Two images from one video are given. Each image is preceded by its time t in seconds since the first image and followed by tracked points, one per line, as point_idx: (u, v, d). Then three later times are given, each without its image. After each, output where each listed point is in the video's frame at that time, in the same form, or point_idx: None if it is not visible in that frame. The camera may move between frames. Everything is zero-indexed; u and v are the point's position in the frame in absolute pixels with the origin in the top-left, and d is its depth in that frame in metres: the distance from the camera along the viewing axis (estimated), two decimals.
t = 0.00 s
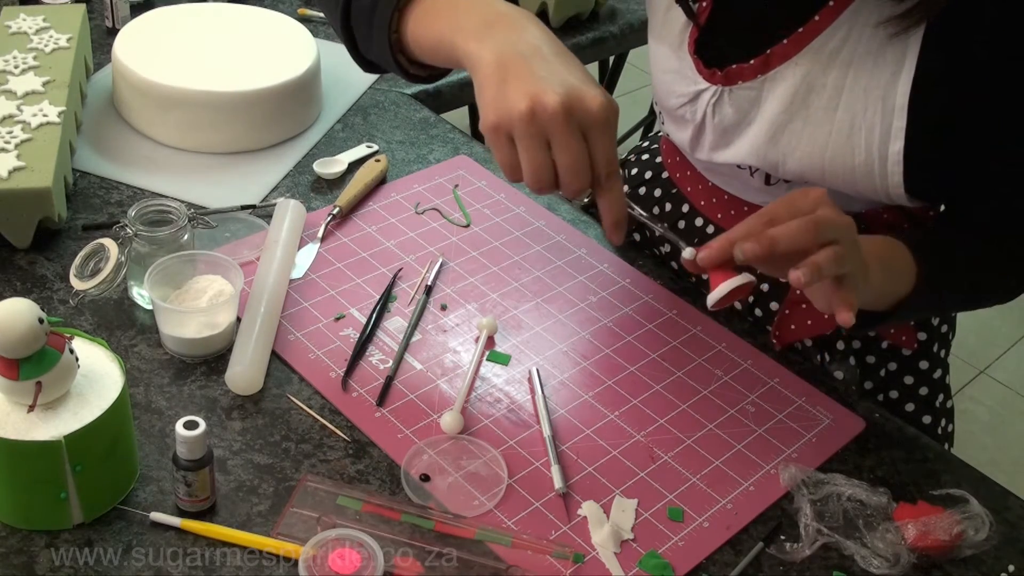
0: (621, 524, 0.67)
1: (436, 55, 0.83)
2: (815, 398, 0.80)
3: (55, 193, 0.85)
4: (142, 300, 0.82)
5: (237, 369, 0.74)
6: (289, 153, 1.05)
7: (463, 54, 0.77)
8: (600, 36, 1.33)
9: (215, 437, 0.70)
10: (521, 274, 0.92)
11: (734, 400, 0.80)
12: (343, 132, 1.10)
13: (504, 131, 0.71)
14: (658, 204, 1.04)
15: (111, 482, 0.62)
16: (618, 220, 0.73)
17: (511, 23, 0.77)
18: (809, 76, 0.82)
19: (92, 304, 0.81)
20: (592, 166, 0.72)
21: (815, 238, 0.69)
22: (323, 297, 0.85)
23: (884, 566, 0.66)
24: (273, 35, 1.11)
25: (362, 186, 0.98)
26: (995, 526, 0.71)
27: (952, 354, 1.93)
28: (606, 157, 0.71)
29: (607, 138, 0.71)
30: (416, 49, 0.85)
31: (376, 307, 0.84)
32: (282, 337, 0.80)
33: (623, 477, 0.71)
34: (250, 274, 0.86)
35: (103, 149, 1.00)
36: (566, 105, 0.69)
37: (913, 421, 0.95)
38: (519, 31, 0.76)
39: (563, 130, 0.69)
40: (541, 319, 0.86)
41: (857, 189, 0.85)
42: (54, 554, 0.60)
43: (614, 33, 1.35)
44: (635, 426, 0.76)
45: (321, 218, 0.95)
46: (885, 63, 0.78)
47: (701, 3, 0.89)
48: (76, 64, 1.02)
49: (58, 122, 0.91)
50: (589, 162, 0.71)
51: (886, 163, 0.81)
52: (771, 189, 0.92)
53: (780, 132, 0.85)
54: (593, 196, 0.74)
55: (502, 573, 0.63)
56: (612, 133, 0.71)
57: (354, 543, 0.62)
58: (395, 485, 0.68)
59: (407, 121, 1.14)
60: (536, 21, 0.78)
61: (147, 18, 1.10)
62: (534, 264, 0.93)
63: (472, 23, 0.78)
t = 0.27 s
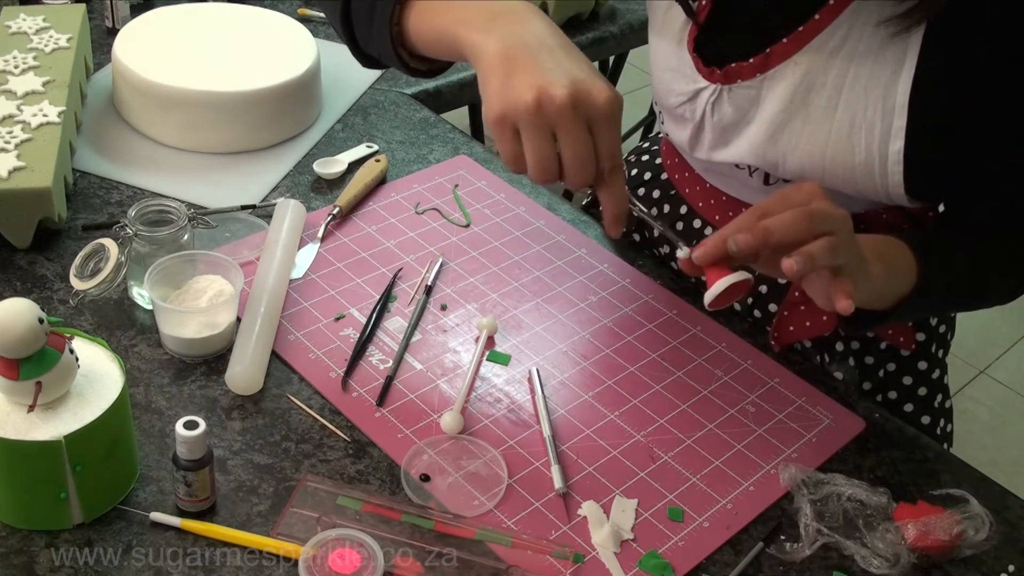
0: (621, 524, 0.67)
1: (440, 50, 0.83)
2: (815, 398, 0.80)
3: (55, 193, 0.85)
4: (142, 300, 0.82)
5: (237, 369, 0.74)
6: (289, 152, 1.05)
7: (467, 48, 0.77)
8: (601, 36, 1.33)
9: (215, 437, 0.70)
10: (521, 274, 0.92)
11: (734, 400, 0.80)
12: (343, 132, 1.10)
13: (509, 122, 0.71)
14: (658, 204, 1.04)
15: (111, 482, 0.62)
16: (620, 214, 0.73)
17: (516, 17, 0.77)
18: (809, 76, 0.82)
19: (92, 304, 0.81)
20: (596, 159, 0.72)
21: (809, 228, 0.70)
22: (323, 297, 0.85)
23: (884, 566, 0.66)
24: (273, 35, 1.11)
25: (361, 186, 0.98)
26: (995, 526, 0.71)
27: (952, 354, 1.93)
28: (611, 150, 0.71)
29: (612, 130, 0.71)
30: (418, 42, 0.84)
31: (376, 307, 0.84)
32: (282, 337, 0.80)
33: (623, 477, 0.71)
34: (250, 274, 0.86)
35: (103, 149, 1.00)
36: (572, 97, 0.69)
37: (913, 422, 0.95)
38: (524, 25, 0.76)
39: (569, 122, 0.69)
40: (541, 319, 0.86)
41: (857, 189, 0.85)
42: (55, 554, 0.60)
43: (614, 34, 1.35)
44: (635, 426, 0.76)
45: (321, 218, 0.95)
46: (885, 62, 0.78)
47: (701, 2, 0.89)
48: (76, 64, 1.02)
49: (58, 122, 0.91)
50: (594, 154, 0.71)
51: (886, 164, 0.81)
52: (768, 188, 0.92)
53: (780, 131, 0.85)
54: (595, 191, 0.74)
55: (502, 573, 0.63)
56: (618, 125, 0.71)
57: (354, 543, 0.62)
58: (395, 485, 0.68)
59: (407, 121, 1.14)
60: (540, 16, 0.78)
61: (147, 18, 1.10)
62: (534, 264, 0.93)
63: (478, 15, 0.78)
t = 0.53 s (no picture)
0: (621, 524, 0.67)
1: (442, 46, 0.82)
2: (815, 398, 0.80)
3: (55, 193, 0.85)
4: (142, 300, 0.82)
5: (237, 369, 0.74)
6: (289, 152, 1.05)
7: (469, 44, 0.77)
8: (601, 36, 1.33)
9: (215, 437, 0.70)
10: (521, 274, 0.92)
11: (734, 400, 0.80)
12: (343, 132, 1.10)
13: (514, 119, 0.70)
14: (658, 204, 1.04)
15: (111, 482, 0.62)
16: (620, 215, 0.74)
17: (517, 13, 0.77)
18: (810, 76, 0.82)
19: (92, 305, 0.81)
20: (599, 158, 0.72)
21: (811, 229, 0.70)
22: (323, 297, 0.85)
23: (884, 566, 0.66)
24: (273, 34, 1.11)
25: (362, 186, 0.98)
26: (995, 526, 0.71)
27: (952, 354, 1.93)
28: (614, 150, 0.72)
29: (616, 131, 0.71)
30: (421, 42, 0.84)
31: (376, 307, 0.84)
32: (282, 337, 0.80)
33: (623, 477, 0.71)
34: (250, 274, 0.86)
35: (103, 149, 1.00)
36: (577, 97, 0.69)
37: (913, 422, 0.95)
38: (525, 21, 0.76)
39: (574, 123, 0.69)
40: (542, 319, 0.86)
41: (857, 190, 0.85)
42: (55, 554, 0.60)
43: (614, 33, 1.35)
44: (635, 426, 0.76)
45: (321, 218, 0.95)
46: (885, 61, 0.78)
47: (701, 2, 0.89)
48: (76, 64, 1.02)
49: (58, 122, 0.91)
50: (597, 153, 0.71)
51: (886, 164, 0.81)
52: (768, 188, 0.92)
53: (780, 131, 0.85)
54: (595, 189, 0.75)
55: (502, 573, 0.63)
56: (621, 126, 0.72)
57: (354, 543, 0.62)
58: (395, 485, 0.68)
59: (407, 121, 1.14)
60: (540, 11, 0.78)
61: (147, 18, 1.10)
62: (534, 264, 0.93)
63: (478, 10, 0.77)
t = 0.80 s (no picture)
0: (621, 524, 0.67)
1: (446, 60, 0.83)
2: (815, 398, 0.80)
3: (55, 193, 0.85)
4: (142, 300, 0.82)
5: (237, 370, 0.74)
6: (289, 153, 1.05)
7: (473, 60, 0.77)
8: (601, 36, 1.33)
9: (215, 437, 0.70)
10: (521, 274, 0.92)
11: (734, 400, 0.80)
12: (343, 132, 1.10)
13: (514, 129, 0.71)
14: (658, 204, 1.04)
15: (111, 482, 0.62)
16: (632, 216, 0.72)
17: (519, 26, 0.77)
18: (810, 76, 0.82)
19: (92, 305, 0.81)
20: (602, 160, 0.71)
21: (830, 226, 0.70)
22: (323, 297, 0.85)
23: (884, 566, 0.66)
24: (273, 35, 1.11)
25: (362, 186, 0.98)
26: (995, 526, 0.71)
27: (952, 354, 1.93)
28: (617, 150, 0.71)
29: (617, 132, 0.70)
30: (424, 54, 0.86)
31: (376, 307, 0.84)
32: (282, 337, 0.80)
33: (623, 477, 0.71)
34: (250, 274, 0.86)
35: (103, 149, 1.00)
36: (573, 100, 0.69)
37: (913, 421, 0.95)
38: (529, 34, 0.76)
39: (571, 126, 0.69)
40: (542, 319, 0.86)
41: (858, 190, 0.85)
42: (54, 554, 0.60)
43: (614, 33, 1.35)
44: (635, 426, 0.76)
45: (321, 218, 0.95)
46: (885, 62, 0.78)
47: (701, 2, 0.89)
48: (76, 64, 1.02)
49: (58, 122, 0.91)
50: (598, 154, 0.70)
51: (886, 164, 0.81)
52: (769, 188, 0.92)
53: (781, 131, 0.85)
54: (605, 192, 0.73)
55: (502, 573, 0.63)
56: (622, 126, 0.70)
57: (354, 543, 0.62)
58: (395, 485, 0.68)
59: (407, 121, 1.14)
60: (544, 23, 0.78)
61: (147, 19, 1.10)
62: (534, 264, 0.93)
63: (481, 27, 0.78)
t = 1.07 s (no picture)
0: (621, 524, 0.67)
1: (462, 80, 0.83)
2: (815, 398, 0.80)
3: (55, 193, 0.85)
4: (142, 300, 0.82)
5: (237, 370, 0.74)
6: (289, 152, 1.05)
7: (492, 78, 0.78)
8: (601, 36, 1.33)
9: (215, 437, 0.70)
10: (521, 274, 0.92)
11: (734, 400, 0.80)
12: (343, 132, 1.10)
13: (529, 142, 0.71)
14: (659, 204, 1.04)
15: (111, 482, 0.62)
16: (644, 236, 0.71)
17: (538, 45, 0.78)
18: (810, 75, 0.81)
19: (92, 305, 0.81)
20: (615, 179, 0.71)
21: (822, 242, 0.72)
22: (322, 297, 0.85)
23: (884, 566, 0.66)
24: (272, 35, 1.11)
25: (362, 186, 0.98)
26: (995, 526, 0.71)
27: (952, 354, 1.93)
28: (631, 170, 0.70)
29: (633, 151, 0.70)
30: (441, 71, 0.84)
31: (376, 306, 0.84)
32: (282, 337, 0.80)
33: (623, 477, 0.71)
34: (250, 274, 0.86)
35: (103, 149, 1.00)
36: (589, 116, 0.69)
37: (913, 421, 0.95)
38: (547, 52, 0.76)
39: (586, 141, 0.69)
40: (542, 319, 0.86)
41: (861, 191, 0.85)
42: (54, 554, 0.60)
43: (614, 33, 1.35)
44: (635, 426, 0.76)
45: (321, 218, 0.95)
46: (885, 60, 0.78)
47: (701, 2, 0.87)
48: (76, 64, 1.02)
49: (58, 122, 0.91)
50: (612, 173, 0.70)
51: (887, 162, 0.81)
52: (769, 188, 0.92)
53: (781, 131, 0.84)
54: (618, 213, 0.73)
55: (502, 573, 0.63)
56: (637, 145, 0.70)
57: (354, 543, 0.62)
58: (395, 485, 0.68)
59: (407, 121, 1.14)
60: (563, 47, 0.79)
61: (146, 18, 1.10)
62: (534, 264, 0.93)
63: (500, 44, 0.79)
